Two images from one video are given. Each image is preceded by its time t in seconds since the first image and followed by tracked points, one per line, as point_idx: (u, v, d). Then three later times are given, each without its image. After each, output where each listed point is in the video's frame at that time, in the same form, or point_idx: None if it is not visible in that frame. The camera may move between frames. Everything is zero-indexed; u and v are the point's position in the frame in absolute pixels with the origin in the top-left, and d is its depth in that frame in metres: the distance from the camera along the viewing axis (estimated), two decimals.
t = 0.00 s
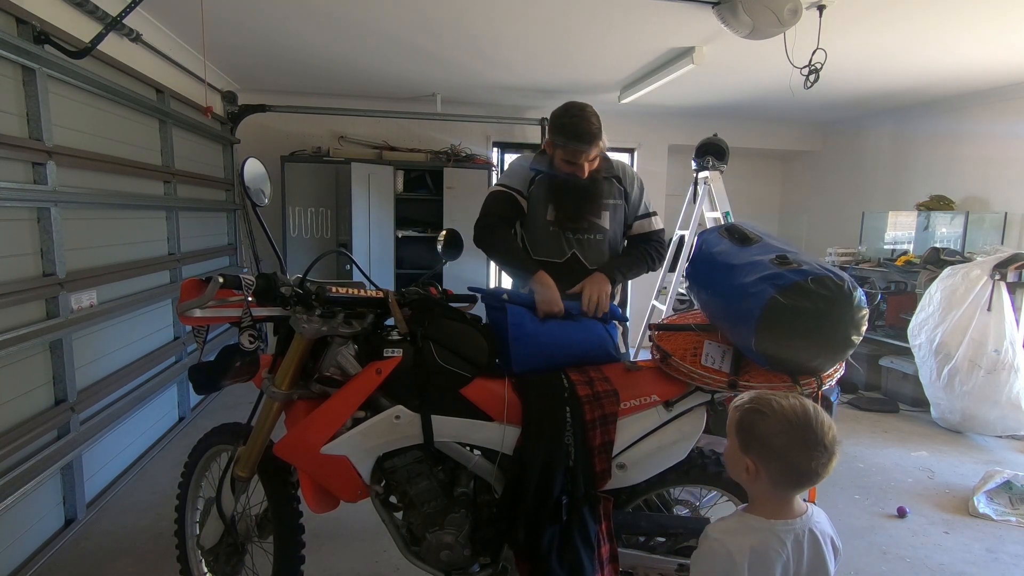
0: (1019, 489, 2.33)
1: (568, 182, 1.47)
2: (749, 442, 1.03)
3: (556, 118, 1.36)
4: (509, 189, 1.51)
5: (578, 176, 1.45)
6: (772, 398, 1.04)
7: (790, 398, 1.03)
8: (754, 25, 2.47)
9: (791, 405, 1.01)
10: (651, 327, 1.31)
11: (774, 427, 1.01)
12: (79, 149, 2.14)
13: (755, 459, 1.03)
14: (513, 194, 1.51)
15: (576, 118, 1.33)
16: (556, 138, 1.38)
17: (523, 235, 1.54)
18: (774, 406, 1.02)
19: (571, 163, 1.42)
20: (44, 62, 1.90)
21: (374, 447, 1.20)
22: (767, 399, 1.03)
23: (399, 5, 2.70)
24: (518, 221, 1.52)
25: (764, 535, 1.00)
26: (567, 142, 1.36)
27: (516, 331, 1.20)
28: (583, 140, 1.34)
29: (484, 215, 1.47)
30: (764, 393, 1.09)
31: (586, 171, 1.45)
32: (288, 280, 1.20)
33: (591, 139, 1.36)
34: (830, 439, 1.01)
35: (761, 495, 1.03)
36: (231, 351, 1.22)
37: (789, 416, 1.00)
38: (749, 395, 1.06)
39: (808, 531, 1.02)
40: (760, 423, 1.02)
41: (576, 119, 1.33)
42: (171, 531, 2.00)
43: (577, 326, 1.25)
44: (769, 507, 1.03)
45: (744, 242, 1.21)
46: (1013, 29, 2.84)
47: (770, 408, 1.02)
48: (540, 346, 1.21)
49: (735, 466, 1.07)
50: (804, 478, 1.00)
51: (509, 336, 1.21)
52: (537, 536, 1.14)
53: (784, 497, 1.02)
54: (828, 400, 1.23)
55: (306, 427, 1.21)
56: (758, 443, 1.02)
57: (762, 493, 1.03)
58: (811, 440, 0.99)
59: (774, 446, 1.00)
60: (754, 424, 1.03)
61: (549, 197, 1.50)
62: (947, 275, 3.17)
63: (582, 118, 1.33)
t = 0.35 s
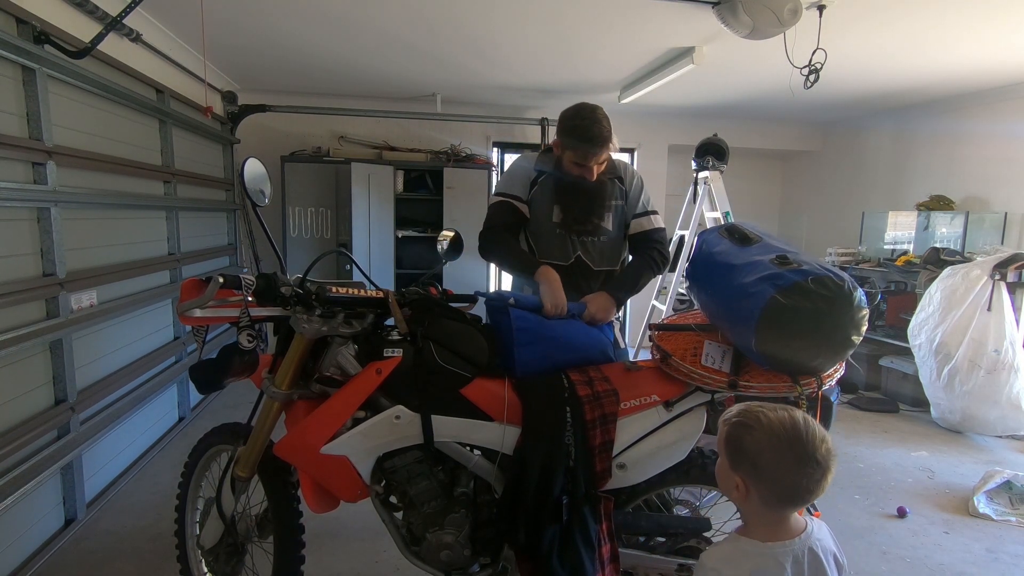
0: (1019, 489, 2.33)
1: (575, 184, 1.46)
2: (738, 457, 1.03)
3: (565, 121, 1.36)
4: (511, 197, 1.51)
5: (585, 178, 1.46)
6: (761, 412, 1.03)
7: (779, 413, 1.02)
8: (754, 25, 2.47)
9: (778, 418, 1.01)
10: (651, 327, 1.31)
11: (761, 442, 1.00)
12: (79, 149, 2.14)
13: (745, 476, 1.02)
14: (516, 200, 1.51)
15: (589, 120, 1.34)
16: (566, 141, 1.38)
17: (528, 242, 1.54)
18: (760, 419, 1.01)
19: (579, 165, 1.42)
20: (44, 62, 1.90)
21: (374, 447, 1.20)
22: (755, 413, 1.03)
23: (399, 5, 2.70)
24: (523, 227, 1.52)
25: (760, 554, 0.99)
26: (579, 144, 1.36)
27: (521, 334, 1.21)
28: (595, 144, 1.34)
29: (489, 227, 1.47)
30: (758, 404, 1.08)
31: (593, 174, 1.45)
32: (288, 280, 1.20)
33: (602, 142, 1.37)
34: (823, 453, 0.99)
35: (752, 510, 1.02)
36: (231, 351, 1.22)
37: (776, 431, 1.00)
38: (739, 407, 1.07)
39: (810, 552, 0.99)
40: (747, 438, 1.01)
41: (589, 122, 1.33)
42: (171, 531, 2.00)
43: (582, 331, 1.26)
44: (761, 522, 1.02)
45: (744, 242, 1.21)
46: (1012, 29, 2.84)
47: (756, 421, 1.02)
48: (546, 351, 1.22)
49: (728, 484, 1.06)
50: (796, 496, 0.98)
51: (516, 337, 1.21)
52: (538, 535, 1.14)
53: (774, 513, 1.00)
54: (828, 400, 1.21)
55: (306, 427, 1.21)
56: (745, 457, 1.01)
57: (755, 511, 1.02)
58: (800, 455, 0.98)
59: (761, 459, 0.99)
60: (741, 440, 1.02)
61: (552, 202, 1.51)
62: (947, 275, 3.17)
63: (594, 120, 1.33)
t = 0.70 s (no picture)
0: (1019, 489, 2.33)
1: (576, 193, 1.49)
2: (738, 471, 1.02)
3: (565, 132, 1.37)
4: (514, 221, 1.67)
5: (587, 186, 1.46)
6: (761, 423, 1.01)
7: (778, 423, 1.01)
8: (754, 25, 2.47)
9: (777, 429, 0.99)
10: (652, 327, 1.31)
11: (761, 456, 0.98)
12: (79, 149, 2.14)
13: (746, 490, 1.01)
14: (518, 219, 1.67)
15: (589, 130, 1.33)
16: (566, 151, 1.38)
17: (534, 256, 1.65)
18: (759, 431, 1.00)
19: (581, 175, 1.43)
20: (44, 62, 1.90)
21: (373, 447, 1.20)
22: (754, 424, 1.01)
23: (399, 5, 2.70)
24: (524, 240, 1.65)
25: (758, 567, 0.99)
26: (577, 156, 1.36)
27: (530, 342, 1.20)
28: (594, 155, 1.34)
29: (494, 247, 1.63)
30: (758, 411, 1.07)
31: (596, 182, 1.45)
32: (288, 279, 1.20)
33: (603, 153, 1.36)
34: (825, 464, 0.98)
35: (755, 522, 1.01)
36: (231, 350, 1.22)
37: (776, 444, 0.98)
38: (736, 417, 1.05)
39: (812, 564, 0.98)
40: (746, 452, 1.00)
41: (588, 133, 1.33)
42: (171, 531, 2.00)
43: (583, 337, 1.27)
44: (764, 534, 1.01)
45: (744, 242, 1.21)
46: (1012, 29, 2.84)
47: (754, 433, 1.00)
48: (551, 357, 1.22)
49: (729, 496, 1.06)
50: (798, 509, 0.97)
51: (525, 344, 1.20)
52: (538, 535, 1.14)
53: (778, 525, 0.99)
54: (828, 401, 1.22)
55: (306, 428, 1.21)
56: (745, 470, 1.00)
57: (757, 525, 1.01)
58: (802, 468, 0.96)
59: (760, 472, 0.98)
60: (740, 453, 1.01)
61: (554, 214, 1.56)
62: (947, 275, 3.18)
63: (594, 130, 1.33)
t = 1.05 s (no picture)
0: (1019, 489, 2.33)
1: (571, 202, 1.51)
2: (775, 489, 0.95)
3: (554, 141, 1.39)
4: (520, 236, 1.71)
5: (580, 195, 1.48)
6: (800, 437, 0.95)
7: (820, 437, 0.94)
8: (754, 25, 2.46)
9: (819, 444, 0.93)
10: (652, 327, 1.32)
11: (801, 473, 0.92)
12: (78, 148, 2.13)
13: (784, 508, 0.95)
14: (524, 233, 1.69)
15: (575, 139, 1.35)
16: (555, 160, 1.41)
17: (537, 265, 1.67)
18: (799, 446, 0.94)
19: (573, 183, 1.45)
20: (44, 62, 1.90)
21: (373, 447, 1.20)
22: (793, 439, 0.95)
23: (400, 5, 2.70)
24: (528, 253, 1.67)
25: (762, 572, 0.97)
26: (564, 164, 1.39)
27: (526, 336, 1.19)
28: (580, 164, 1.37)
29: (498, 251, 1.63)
30: (795, 425, 1.01)
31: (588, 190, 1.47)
32: (288, 280, 1.20)
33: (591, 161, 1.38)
34: (871, 481, 0.92)
35: (793, 544, 0.95)
36: (230, 350, 1.22)
37: (819, 460, 0.92)
38: (772, 430, 0.99)
39: None
40: (785, 468, 0.94)
41: (574, 142, 1.35)
42: (171, 531, 2.00)
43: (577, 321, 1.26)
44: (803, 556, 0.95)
45: (744, 242, 1.21)
46: (1013, 29, 2.84)
47: (794, 447, 0.94)
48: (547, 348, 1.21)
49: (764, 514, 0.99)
50: (841, 529, 0.91)
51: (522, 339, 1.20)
52: (536, 535, 1.15)
53: (820, 547, 0.93)
54: (828, 399, 1.25)
55: (306, 428, 1.21)
56: (784, 489, 0.94)
57: (795, 546, 0.95)
58: (847, 485, 0.90)
59: (801, 490, 0.92)
60: (779, 469, 0.95)
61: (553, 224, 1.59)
62: (947, 275, 3.17)
63: (580, 139, 1.35)
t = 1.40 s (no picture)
0: (1018, 489, 2.33)
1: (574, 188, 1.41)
2: (820, 498, 0.92)
3: (552, 122, 1.34)
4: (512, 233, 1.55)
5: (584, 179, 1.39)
6: (847, 446, 0.92)
7: (868, 446, 0.91)
8: (753, 25, 2.46)
9: (867, 452, 0.90)
10: (651, 327, 1.31)
11: (850, 484, 0.89)
12: (78, 148, 2.14)
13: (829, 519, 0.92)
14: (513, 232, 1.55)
15: (577, 115, 1.31)
16: (557, 141, 1.34)
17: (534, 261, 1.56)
18: (846, 455, 0.91)
19: (575, 166, 1.37)
20: (44, 62, 1.90)
21: (373, 447, 1.20)
22: (839, 447, 0.92)
23: (400, 5, 2.70)
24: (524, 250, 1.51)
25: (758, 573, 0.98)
26: (570, 143, 1.32)
27: (590, 289, 1.15)
28: (585, 137, 1.30)
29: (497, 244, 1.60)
30: (837, 431, 0.98)
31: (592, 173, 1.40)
32: (288, 280, 1.20)
33: (594, 138, 1.32)
34: (922, 493, 0.88)
35: (837, 556, 0.92)
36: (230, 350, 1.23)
37: (868, 471, 0.88)
38: (816, 438, 0.97)
39: None
40: (831, 478, 0.91)
41: (575, 118, 1.30)
42: (171, 531, 2.00)
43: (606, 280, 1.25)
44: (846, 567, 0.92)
45: (744, 242, 1.21)
46: (1013, 29, 2.84)
47: (841, 456, 0.91)
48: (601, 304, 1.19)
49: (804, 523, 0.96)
50: (890, 541, 0.88)
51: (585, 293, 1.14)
52: (536, 534, 1.15)
53: (866, 558, 0.90)
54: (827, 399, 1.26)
55: (305, 429, 1.21)
56: (830, 499, 0.91)
57: (839, 557, 0.92)
58: (898, 496, 0.87)
59: (849, 500, 0.89)
60: (825, 479, 0.91)
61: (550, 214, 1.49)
62: (947, 275, 3.18)
63: (581, 116, 1.30)
